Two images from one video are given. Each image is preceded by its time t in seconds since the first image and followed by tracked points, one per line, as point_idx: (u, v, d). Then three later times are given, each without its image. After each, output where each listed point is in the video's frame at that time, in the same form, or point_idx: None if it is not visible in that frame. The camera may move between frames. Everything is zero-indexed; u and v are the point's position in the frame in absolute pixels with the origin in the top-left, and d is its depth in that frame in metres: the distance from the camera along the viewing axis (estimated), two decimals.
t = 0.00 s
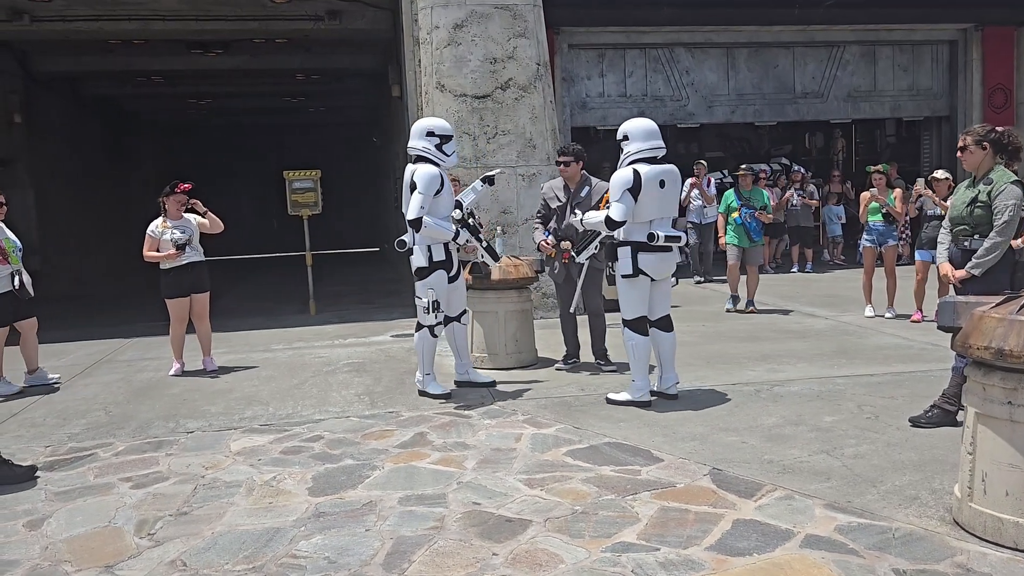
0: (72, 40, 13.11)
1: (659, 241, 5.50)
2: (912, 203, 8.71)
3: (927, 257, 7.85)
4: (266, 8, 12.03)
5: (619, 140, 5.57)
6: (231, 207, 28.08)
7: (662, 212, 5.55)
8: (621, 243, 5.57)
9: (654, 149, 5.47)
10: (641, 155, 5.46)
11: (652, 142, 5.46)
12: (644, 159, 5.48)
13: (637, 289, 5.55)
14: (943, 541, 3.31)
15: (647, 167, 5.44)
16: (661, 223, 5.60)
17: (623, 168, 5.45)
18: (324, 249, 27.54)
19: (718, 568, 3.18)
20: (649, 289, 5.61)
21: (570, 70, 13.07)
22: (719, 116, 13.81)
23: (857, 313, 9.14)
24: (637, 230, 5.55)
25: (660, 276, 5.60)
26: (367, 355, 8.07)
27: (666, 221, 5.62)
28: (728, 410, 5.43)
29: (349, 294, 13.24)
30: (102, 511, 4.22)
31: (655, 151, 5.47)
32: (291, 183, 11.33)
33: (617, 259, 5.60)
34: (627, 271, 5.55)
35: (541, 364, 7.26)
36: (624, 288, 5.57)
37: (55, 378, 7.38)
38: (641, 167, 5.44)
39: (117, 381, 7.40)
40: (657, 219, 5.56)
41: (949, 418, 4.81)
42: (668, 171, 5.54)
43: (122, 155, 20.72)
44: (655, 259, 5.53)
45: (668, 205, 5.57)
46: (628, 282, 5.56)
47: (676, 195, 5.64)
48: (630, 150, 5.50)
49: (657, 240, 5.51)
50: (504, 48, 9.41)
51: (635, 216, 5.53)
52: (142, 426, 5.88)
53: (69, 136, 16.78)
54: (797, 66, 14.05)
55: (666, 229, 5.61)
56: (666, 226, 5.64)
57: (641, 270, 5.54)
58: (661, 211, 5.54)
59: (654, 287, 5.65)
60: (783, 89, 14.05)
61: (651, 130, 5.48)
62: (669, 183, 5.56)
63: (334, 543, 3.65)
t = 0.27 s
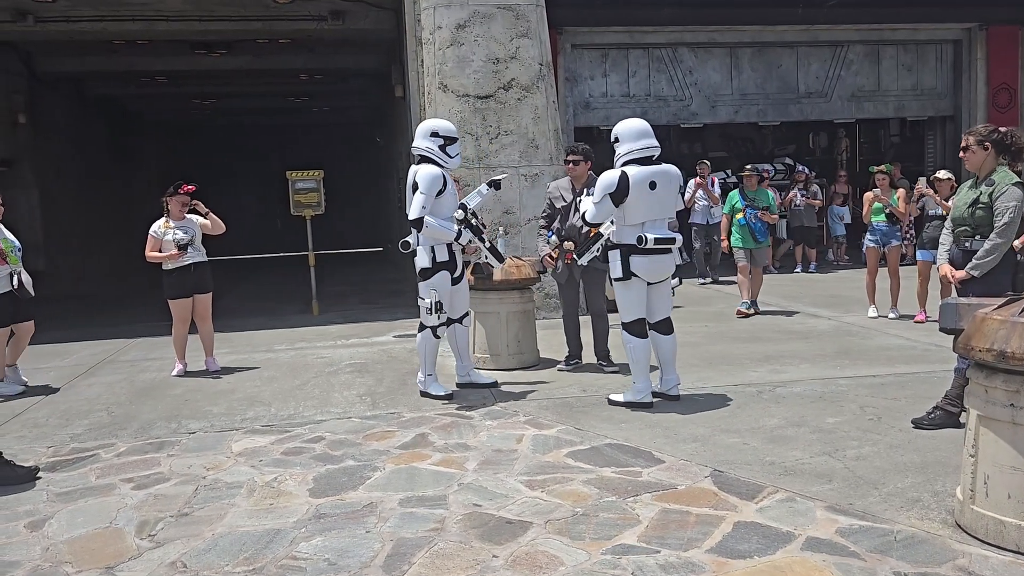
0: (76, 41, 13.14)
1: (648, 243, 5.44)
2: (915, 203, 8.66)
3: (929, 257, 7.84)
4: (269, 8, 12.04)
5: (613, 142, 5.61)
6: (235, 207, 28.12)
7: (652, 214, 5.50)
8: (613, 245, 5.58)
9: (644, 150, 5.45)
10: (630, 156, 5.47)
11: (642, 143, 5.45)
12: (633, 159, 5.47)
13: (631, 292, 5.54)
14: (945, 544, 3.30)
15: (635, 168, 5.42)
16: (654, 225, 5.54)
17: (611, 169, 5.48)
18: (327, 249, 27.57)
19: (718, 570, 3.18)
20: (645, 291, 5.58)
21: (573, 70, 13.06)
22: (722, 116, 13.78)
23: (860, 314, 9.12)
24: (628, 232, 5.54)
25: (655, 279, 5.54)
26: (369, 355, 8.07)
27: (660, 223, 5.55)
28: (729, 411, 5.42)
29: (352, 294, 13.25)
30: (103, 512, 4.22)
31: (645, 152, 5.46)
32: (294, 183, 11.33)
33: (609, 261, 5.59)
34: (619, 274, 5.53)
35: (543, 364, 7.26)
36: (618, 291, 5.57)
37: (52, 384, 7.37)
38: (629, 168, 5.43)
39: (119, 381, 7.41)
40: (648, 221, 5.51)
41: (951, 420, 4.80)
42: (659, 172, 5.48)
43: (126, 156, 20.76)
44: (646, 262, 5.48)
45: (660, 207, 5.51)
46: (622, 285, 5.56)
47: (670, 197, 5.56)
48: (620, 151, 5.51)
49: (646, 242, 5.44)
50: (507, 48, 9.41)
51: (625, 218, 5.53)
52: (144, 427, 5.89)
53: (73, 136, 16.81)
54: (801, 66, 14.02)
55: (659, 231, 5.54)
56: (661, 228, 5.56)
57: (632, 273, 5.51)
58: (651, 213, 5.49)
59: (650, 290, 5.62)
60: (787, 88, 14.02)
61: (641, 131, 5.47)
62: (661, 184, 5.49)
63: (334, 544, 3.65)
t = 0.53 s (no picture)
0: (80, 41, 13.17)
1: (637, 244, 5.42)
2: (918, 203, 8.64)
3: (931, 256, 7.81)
4: (272, 8, 12.04)
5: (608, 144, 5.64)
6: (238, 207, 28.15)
7: (645, 215, 5.47)
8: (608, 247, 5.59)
9: (635, 150, 5.45)
10: (622, 156, 5.48)
11: (634, 144, 5.45)
12: (625, 161, 5.48)
13: (628, 293, 5.55)
14: (945, 545, 3.29)
15: (625, 170, 5.42)
16: (647, 227, 5.50)
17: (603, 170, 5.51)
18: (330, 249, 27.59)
19: (718, 571, 3.18)
20: (643, 293, 5.57)
21: (576, 69, 13.04)
22: (725, 116, 13.76)
23: (863, 314, 9.10)
24: (622, 234, 5.54)
25: (650, 281, 5.52)
26: (371, 355, 8.08)
27: (653, 224, 5.51)
28: (730, 412, 5.41)
29: (354, 294, 13.26)
30: (104, 512, 4.23)
31: (637, 153, 5.45)
32: (296, 182, 11.34)
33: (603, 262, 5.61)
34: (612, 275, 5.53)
35: (545, 364, 7.25)
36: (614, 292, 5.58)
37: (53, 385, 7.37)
38: (619, 169, 5.44)
39: (121, 381, 7.42)
40: (641, 222, 5.48)
41: (953, 420, 4.78)
42: (652, 172, 5.46)
43: (130, 155, 20.80)
44: (638, 263, 5.45)
45: (653, 208, 5.47)
46: (618, 286, 5.56)
47: (665, 198, 5.52)
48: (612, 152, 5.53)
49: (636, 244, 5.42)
50: (509, 48, 9.40)
51: (618, 219, 5.53)
52: (146, 427, 5.90)
53: (77, 136, 16.85)
54: (804, 65, 13.99)
55: (652, 232, 5.50)
56: (655, 229, 5.52)
57: (624, 274, 5.49)
58: (644, 214, 5.46)
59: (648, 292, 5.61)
60: (790, 88, 13.99)
61: (634, 132, 5.47)
62: (654, 185, 5.46)
63: (334, 545, 3.65)
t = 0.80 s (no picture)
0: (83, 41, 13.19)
1: (636, 244, 5.41)
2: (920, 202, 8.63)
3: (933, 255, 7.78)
4: (275, 8, 12.04)
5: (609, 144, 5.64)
6: (243, 207, 28.17)
7: (644, 215, 5.45)
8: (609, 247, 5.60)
9: (634, 150, 5.44)
10: (620, 156, 5.47)
11: (632, 144, 5.44)
12: (624, 161, 5.47)
13: (629, 292, 5.54)
14: (945, 545, 3.29)
15: (623, 171, 5.42)
16: (648, 226, 5.49)
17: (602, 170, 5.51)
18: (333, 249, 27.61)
19: (716, 571, 3.17)
20: (645, 293, 5.55)
21: (579, 69, 13.03)
22: (728, 115, 13.74)
23: (866, 314, 9.07)
24: (622, 234, 5.54)
25: (651, 281, 5.50)
26: (373, 355, 8.08)
27: (653, 224, 5.49)
28: (731, 412, 5.40)
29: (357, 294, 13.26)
30: (105, 511, 4.24)
31: (635, 153, 5.44)
32: (299, 182, 11.35)
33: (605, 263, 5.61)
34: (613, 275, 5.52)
35: (545, 364, 7.24)
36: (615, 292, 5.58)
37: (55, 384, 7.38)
38: (618, 169, 5.44)
39: (124, 380, 7.44)
40: (640, 222, 5.47)
41: (955, 420, 4.77)
42: (651, 172, 5.44)
43: (134, 155, 20.84)
44: (639, 263, 5.44)
45: (652, 208, 5.45)
46: (619, 286, 5.56)
47: (665, 197, 5.50)
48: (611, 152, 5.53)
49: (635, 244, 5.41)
50: (511, 47, 9.39)
51: (618, 220, 5.54)
52: (147, 426, 5.91)
53: (81, 136, 16.88)
54: (807, 64, 13.96)
55: (653, 232, 5.49)
56: (656, 229, 5.50)
57: (625, 274, 5.49)
58: (643, 214, 5.45)
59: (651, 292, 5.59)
60: (793, 87, 13.96)
61: (632, 131, 5.46)
62: (653, 185, 5.44)
63: (333, 544, 3.65)
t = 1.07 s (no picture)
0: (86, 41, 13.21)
1: (643, 242, 5.40)
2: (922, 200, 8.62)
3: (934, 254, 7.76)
4: (278, 8, 12.06)
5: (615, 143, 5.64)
6: (245, 207, 28.20)
7: (651, 214, 5.45)
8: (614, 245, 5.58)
9: (641, 149, 5.44)
10: (627, 155, 5.47)
11: (639, 143, 5.44)
12: (631, 160, 5.46)
13: (634, 291, 5.51)
14: (944, 545, 3.28)
15: (632, 169, 5.42)
16: (654, 225, 5.48)
17: (609, 169, 5.50)
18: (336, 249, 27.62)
19: (715, 570, 3.17)
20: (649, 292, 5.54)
21: (581, 68, 13.02)
22: (731, 115, 13.72)
23: (868, 314, 9.05)
24: (629, 232, 5.52)
25: (657, 279, 5.49)
26: (375, 354, 8.09)
27: (660, 223, 5.49)
28: (733, 411, 5.39)
29: (359, 294, 13.26)
30: (105, 510, 4.25)
31: (642, 152, 5.44)
32: (301, 181, 11.36)
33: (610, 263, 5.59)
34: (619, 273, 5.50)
35: (546, 364, 7.23)
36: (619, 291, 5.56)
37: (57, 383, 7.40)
38: (625, 168, 5.43)
39: (126, 379, 7.45)
40: (647, 221, 5.46)
41: (956, 420, 4.76)
42: (658, 171, 5.44)
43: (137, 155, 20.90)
44: (645, 261, 5.43)
45: (659, 207, 5.45)
46: (623, 285, 5.54)
47: (672, 197, 5.50)
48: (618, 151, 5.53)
49: (642, 242, 5.40)
50: (513, 47, 9.38)
51: (624, 218, 5.52)
52: (149, 425, 5.92)
53: (84, 136, 16.91)
54: (810, 64, 13.94)
55: (659, 231, 5.48)
56: (662, 228, 5.50)
57: (631, 272, 5.48)
58: (650, 213, 5.44)
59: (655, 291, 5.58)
60: (796, 87, 13.94)
61: (639, 131, 5.46)
62: (661, 184, 5.44)
63: (332, 543, 3.65)
